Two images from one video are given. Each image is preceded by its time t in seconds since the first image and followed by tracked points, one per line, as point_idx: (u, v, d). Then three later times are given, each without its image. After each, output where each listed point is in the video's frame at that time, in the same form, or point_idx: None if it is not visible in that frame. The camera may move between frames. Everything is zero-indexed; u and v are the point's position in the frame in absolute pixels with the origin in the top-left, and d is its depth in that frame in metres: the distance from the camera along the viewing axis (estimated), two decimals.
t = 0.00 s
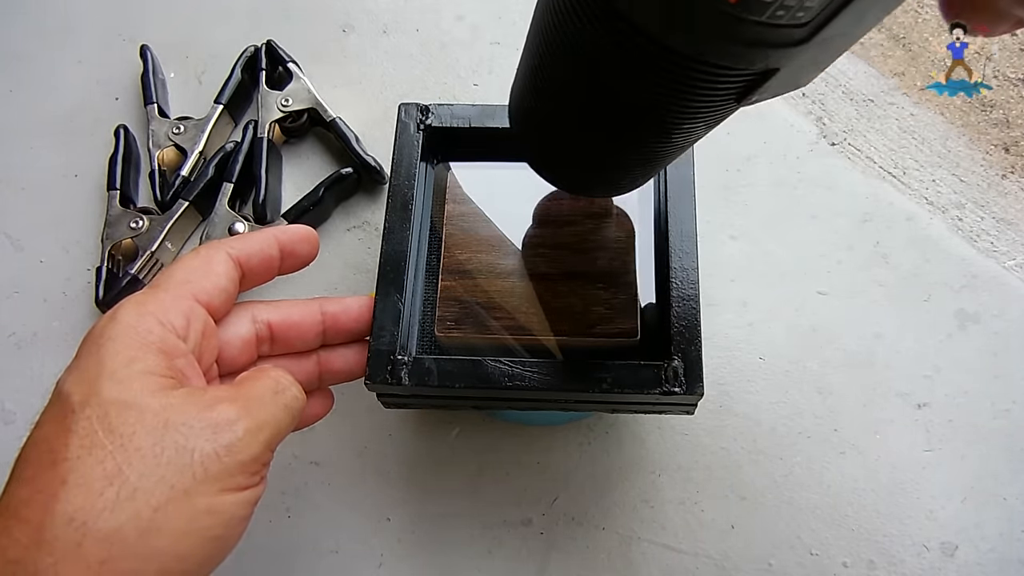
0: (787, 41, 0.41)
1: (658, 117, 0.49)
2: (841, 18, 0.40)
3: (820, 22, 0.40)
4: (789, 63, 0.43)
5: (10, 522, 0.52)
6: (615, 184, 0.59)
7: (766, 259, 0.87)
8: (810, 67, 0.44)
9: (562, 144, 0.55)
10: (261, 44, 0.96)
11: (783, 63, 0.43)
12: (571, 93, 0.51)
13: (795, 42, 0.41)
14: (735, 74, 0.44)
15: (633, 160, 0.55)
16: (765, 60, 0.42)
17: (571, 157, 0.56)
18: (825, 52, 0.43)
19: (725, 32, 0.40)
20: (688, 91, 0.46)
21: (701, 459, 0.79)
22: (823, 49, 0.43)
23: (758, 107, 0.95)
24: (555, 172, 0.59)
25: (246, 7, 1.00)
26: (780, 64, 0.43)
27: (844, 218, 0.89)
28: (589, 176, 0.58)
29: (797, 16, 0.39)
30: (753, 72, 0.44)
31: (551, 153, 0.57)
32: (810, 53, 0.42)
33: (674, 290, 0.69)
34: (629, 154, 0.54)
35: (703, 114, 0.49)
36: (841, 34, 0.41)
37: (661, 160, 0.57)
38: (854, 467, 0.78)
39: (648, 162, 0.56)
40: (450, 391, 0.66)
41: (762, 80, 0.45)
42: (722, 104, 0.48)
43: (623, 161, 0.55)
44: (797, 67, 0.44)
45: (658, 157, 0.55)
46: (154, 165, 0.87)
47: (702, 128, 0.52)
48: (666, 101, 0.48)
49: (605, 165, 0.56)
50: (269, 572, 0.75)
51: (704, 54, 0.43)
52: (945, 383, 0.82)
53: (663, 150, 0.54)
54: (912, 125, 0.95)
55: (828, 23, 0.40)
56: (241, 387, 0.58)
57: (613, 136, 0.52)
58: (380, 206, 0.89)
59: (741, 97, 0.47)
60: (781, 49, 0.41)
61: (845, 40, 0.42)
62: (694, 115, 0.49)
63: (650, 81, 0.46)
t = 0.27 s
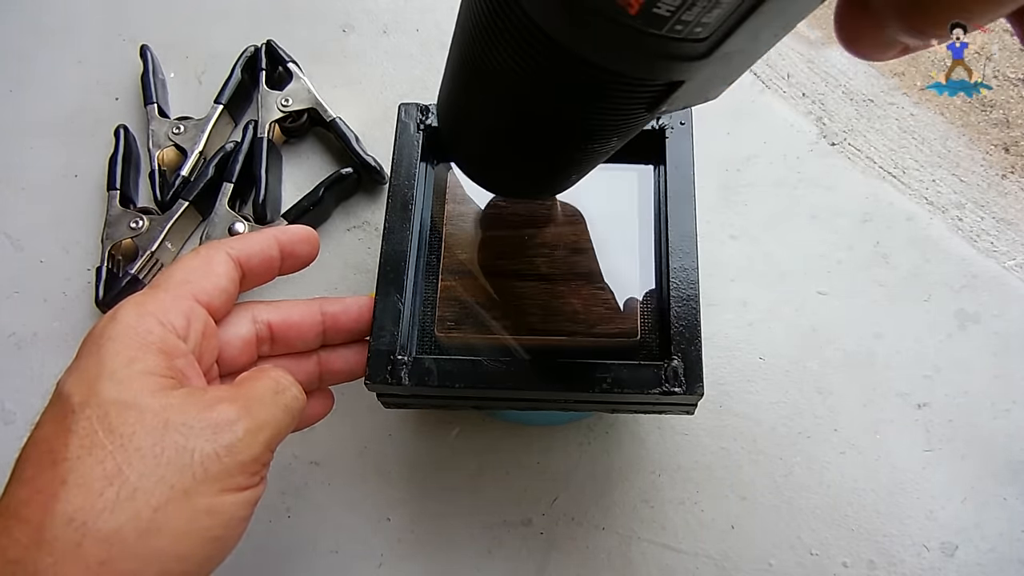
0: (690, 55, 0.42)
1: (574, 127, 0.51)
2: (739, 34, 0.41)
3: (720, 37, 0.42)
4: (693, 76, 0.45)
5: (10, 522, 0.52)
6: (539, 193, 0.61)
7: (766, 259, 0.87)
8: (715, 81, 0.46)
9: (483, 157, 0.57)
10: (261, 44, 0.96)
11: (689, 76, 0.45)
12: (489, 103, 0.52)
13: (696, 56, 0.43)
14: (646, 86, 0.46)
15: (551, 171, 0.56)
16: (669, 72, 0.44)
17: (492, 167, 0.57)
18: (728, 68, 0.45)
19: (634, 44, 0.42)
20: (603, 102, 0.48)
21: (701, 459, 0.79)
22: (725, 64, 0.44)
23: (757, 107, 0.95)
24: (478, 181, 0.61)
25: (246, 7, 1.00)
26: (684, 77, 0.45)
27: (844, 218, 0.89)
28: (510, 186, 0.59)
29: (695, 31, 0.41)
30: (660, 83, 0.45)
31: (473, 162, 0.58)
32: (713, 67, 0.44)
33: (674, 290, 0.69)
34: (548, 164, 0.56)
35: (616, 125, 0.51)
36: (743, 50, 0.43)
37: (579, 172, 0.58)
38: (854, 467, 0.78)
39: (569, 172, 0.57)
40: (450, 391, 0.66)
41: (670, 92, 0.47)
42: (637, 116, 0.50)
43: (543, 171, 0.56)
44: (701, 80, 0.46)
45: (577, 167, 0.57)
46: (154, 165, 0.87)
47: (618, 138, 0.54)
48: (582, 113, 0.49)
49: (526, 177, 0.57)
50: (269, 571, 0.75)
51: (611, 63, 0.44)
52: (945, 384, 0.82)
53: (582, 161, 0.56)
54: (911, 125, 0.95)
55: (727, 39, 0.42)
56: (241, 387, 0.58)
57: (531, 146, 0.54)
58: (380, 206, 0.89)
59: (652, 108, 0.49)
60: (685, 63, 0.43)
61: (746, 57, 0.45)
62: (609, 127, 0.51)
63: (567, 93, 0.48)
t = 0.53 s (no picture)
0: (630, 54, 0.43)
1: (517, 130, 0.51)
2: (678, 34, 0.42)
3: (659, 37, 0.42)
4: (635, 77, 0.45)
5: (9, 522, 0.52)
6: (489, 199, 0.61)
7: (765, 259, 0.87)
8: (658, 81, 0.47)
9: (428, 160, 0.57)
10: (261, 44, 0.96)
11: (629, 76, 0.45)
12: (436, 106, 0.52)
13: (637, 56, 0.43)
14: (586, 85, 0.46)
15: (498, 177, 0.56)
16: (611, 72, 0.45)
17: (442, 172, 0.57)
18: (669, 70, 0.46)
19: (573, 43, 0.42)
20: (544, 104, 0.48)
21: (701, 459, 0.79)
22: (666, 65, 0.45)
23: (757, 108, 0.95)
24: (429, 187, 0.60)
25: (246, 7, 1.00)
26: (626, 77, 0.45)
27: (844, 218, 0.89)
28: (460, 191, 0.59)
29: (634, 30, 0.41)
30: (603, 84, 0.46)
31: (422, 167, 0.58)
32: (654, 67, 0.45)
33: (674, 290, 0.69)
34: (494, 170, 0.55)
35: (563, 128, 0.51)
36: (682, 52, 0.44)
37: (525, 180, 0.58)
38: (854, 467, 0.78)
39: (518, 177, 0.57)
40: (450, 391, 0.66)
41: (611, 93, 0.47)
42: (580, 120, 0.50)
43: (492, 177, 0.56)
44: (643, 81, 0.46)
45: (526, 172, 0.57)
46: (154, 165, 0.87)
47: (567, 142, 0.54)
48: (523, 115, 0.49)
49: (471, 182, 0.57)
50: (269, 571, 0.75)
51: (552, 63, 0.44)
52: (945, 384, 0.82)
53: (527, 168, 0.56)
54: (911, 125, 0.95)
55: (667, 38, 0.42)
56: (240, 387, 0.58)
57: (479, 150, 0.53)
58: (380, 206, 0.89)
59: (597, 110, 0.49)
60: (624, 63, 0.44)
61: (686, 60, 0.45)
62: (552, 131, 0.51)
63: (510, 95, 0.47)
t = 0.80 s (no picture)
0: (640, 67, 0.38)
1: (516, 159, 0.45)
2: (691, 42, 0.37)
3: (671, 46, 0.37)
4: (644, 96, 0.40)
5: (9, 522, 0.52)
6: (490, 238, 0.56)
7: (765, 259, 0.87)
8: (665, 105, 0.42)
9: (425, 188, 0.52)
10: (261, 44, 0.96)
11: (638, 94, 0.40)
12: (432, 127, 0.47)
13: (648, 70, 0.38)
14: (591, 106, 0.41)
15: (498, 211, 0.51)
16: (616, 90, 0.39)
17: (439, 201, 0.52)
18: (681, 88, 0.41)
19: (575, 55, 0.37)
20: (543, 129, 0.43)
21: (701, 459, 0.79)
22: (677, 82, 0.40)
23: (756, 108, 0.95)
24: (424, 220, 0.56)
25: (246, 8, 1.00)
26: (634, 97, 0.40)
27: (844, 218, 0.89)
28: (456, 225, 0.54)
29: (645, 36, 0.36)
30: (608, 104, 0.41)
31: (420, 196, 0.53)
32: (665, 84, 0.40)
33: (674, 291, 0.69)
34: (493, 204, 0.51)
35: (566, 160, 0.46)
36: (692, 67, 0.39)
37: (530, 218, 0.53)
38: (853, 467, 0.78)
39: (519, 213, 0.52)
40: (450, 391, 0.66)
41: (619, 116, 0.42)
42: (585, 151, 0.45)
43: (490, 211, 0.51)
44: (651, 104, 0.41)
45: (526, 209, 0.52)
46: (154, 165, 0.87)
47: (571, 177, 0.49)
48: (522, 142, 0.44)
49: (471, 216, 0.52)
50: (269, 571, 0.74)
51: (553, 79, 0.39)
52: (945, 384, 0.82)
53: (529, 203, 0.51)
54: (911, 125, 0.95)
55: (678, 50, 0.37)
56: (240, 386, 0.57)
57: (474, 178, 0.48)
58: (380, 206, 0.89)
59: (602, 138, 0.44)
60: (633, 77, 0.38)
61: (697, 79, 0.41)
62: (552, 160, 0.46)
63: (505, 118, 0.43)
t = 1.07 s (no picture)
0: (710, 105, 0.35)
1: (575, 207, 0.43)
2: (767, 74, 0.34)
3: (744, 80, 0.34)
4: (716, 135, 0.37)
5: (9, 522, 0.52)
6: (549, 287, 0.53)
7: (765, 259, 0.87)
8: (737, 143, 0.38)
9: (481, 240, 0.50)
10: (261, 44, 0.96)
11: (709, 135, 0.36)
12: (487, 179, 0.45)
13: (721, 106, 0.35)
14: (656, 151, 0.38)
15: (560, 259, 0.48)
16: (685, 133, 0.36)
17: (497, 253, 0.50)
18: (753, 124, 0.37)
19: (637, 99, 0.34)
20: (607, 179, 0.40)
21: (700, 459, 0.79)
22: (750, 119, 0.36)
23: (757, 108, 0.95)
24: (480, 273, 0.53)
25: (246, 8, 1.00)
26: (704, 138, 0.37)
27: (844, 218, 0.89)
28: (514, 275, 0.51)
29: (716, 72, 0.33)
30: (677, 147, 0.37)
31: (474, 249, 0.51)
32: (737, 122, 0.36)
33: (674, 291, 0.69)
34: (553, 253, 0.48)
35: (632, 209, 0.43)
36: (766, 101, 0.36)
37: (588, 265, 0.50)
38: (854, 467, 0.78)
39: (580, 262, 0.49)
40: (450, 391, 0.66)
41: (686, 161, 0.39)
42: (648, 199, 0.42)
43: (552, 259, 0.49)
44: (722, 145, 0.38)
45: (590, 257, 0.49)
46: (154, 165, 0.87)
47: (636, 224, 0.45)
48: (581, 191, 0.41)
49: (525, 264, 0.50)
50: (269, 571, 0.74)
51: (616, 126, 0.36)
52: (945, 384, 0.82)
53: (588, 252, 0.48)
54: (911, 125, 0.95)
55: (752, 83, 0.34)
56: (241, 387, 0.57)
57: (535, 230, 0.46)
58: (380, 206, 0.89)
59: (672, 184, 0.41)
60: (703, 116, 0.35)
61: (771, 111, 0.37)
62: (617, 210, 0.43)
63: (566, 172, 0.40)
